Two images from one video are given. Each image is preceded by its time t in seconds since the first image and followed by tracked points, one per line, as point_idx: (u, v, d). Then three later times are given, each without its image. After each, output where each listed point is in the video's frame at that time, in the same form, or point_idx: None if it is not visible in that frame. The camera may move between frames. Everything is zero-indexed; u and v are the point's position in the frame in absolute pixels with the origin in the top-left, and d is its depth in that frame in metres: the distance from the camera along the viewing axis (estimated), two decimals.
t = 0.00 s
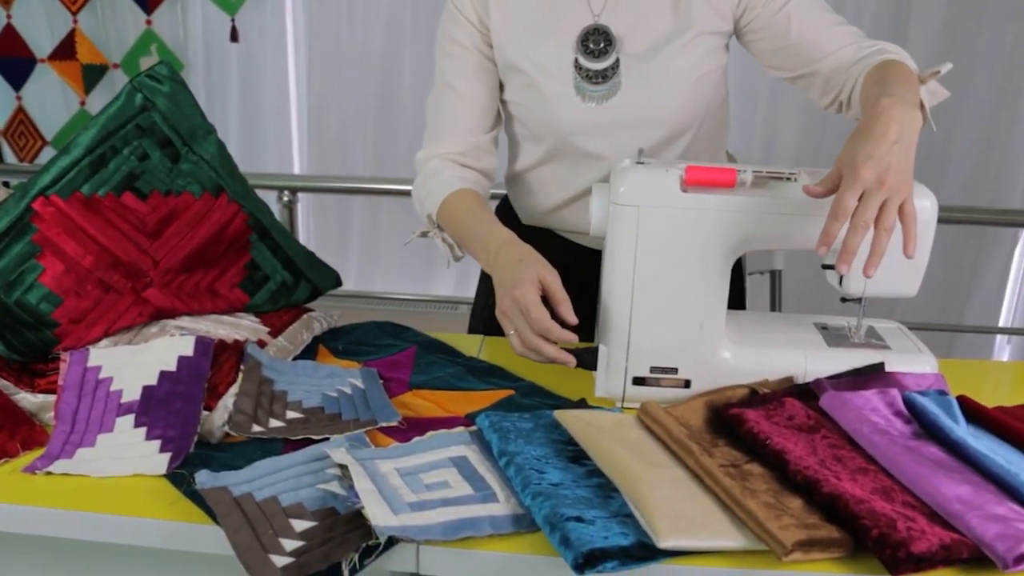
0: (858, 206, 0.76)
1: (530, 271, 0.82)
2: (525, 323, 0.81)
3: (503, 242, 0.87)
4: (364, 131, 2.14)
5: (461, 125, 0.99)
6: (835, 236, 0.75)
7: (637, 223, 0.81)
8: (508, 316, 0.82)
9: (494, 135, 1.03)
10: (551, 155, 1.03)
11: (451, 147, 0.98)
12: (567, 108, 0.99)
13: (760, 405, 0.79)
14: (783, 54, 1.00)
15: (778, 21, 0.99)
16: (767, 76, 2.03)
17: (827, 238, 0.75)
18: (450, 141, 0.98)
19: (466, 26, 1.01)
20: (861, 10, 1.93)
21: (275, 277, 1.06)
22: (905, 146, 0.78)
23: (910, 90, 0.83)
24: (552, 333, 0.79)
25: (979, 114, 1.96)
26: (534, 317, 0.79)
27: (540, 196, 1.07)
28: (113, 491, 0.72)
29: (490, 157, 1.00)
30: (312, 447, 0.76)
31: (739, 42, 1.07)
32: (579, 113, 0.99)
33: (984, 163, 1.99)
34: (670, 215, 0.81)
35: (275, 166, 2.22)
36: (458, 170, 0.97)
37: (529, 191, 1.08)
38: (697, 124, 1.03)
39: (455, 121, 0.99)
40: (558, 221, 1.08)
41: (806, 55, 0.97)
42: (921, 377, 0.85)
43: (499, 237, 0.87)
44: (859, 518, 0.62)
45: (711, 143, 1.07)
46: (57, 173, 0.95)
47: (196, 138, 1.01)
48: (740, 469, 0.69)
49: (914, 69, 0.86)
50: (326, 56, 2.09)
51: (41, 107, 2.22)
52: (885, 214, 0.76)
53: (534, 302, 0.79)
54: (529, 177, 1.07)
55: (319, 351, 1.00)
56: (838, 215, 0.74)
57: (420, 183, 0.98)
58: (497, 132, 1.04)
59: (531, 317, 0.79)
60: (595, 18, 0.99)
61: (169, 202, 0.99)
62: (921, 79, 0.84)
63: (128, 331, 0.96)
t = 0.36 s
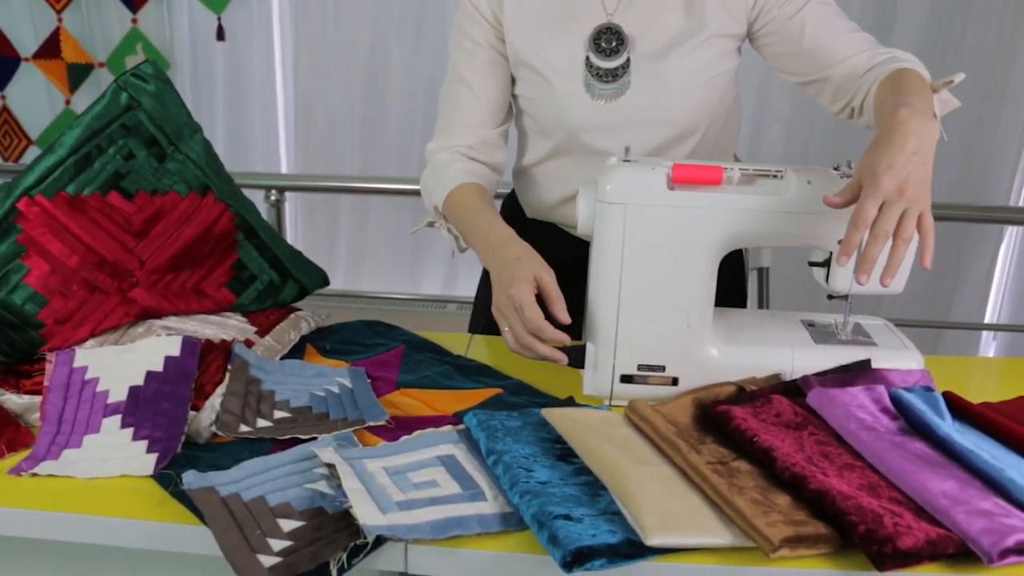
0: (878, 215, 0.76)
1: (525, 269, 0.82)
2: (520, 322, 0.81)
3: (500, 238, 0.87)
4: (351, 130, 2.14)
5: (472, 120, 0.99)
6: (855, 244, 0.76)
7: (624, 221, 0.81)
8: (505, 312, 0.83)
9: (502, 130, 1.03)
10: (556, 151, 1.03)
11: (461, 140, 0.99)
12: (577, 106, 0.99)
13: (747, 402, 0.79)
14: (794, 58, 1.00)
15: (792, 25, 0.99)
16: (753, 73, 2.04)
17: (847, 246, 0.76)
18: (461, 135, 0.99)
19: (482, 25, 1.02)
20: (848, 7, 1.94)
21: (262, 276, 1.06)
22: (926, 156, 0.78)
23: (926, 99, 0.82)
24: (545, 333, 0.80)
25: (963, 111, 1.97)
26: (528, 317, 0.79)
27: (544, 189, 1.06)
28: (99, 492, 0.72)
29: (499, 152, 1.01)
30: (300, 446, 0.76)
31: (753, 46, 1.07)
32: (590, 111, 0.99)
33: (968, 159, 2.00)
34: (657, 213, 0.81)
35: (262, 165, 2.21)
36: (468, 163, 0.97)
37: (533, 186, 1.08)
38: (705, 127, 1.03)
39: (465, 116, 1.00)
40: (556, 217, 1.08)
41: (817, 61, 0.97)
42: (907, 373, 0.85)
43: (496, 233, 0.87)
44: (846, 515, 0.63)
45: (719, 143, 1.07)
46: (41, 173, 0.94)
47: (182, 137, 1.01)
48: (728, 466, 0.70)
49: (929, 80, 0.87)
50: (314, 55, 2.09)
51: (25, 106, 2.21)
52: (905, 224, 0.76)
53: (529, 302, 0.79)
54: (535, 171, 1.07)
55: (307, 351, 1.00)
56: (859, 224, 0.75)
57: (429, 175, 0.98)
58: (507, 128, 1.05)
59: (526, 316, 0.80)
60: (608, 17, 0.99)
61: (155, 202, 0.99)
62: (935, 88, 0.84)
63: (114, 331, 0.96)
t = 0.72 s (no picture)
0: (854, 218, 0.76)
1: (515, 260, 0.82)
2: (507, 311, 0.82)
3: (492, 227, 0.87)
4: (343, 130, 2.13)
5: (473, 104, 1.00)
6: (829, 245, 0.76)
7: (616, 219, 0.81)
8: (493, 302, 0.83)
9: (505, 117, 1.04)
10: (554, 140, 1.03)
11: (463, 123, 0.99)
12: (581, 97, 0.99)
13: (740, 401, 0.79)
14: (803, 68, 1.01)
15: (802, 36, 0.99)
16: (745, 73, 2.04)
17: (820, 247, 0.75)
18: (463, 118, 0.99)
19: (492, 10, 1.02)
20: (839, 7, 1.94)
21: (253, 276, 1.06)
22: (909, 163, 0.79)
23: (922, 109, 0.83)
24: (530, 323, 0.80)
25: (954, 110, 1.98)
26: (515, 308, 0.79)
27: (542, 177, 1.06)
28: (91, 493, 0.72)
29: (501, 139, 1.01)
30: (292, 446, 0.76)
31: (763, 51, 1.07)
32: (595, 105, 0.99)
33: (959, 159, 2.01)
34: (649, 212, 0.81)
35: (253, 166, 2.21)
36: (467, 147, 0.98)
37: (531, 174, 1.08)
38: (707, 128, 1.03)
39: (468, 101, 1.00)
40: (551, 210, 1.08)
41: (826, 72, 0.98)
42: (898, 372, 0.85)
43: (488, 222, 0.87)
44: (838, 513, 0.63)
45: (720, 142, 1.08)
46: (31, 173, 0.94)
47: (173, 137, 1.01)
48: (720, 465, 0.70)
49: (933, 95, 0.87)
50: (305, 56, 2.08)
51: (15, 106, 2.20)
52: (880, 228, 0.77)
53: (517, 292, 0.80)
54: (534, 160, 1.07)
55: (299, 351, 1.00)
56: (834, 226, 0.75)
57: (428, 155, 0.99)
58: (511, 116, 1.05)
59: (513, 307, 0.80)
60: (619, 11, 0.99)
61: (146, 202, 0.98)
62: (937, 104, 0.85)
63: (105, 332, 0.95)
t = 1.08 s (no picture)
0: (838, 202, 0.77)
1: (510, 261, 0.82)
2: (505, 314, 0.81)
3: (485, 228, 0.87)
4: (332, 130, 2.13)
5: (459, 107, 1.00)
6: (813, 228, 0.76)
7: (606, 217, 0.82)
8: (491, 306, 0.83)
9: (494, 118, 1.03)
10: (545, 139, 1.03)
11: (450, 126, 0.99)
12: (573, 95, 0.99)
13: (730, 399, 0.79)
14: (788, 63, 1.02)
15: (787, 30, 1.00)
16: (735, 72, 2.05)
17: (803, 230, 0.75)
18: (449, 120, 0.99)
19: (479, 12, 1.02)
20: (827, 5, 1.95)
21: (244, 277, 1.05)
22: (892, 147, 0.79)
23: (911, 99, 0.84)
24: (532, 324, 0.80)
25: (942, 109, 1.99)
26: (514, 310, 0.79)
27: (532, 177, 1.06)
28: (80, 496, 0.72)
29: (487, 140, 1.01)
30: (282, 447, 0.76)
31: (750, 47, 1.08)
32: (585, 103, 0.99)
33: (947, 157, 2.02)
34: (640, 210, 0.81)
35: (243, 165, 2.21)
36: (455, 149, 0.97)
37: (520, 175, 1.08)
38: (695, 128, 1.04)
39: (455, 102, 1.00)
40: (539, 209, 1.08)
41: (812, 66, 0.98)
42: (887, 370, 0.86)
43: (480, 223, 0.87)
44: (827, 511, 0.63)
45: (708, 140, 1.08)
46: (18, 174, 0.93)
47: (162, 138, 1.01)
48: (710, 464, 0.70)
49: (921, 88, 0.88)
50: (295, 56, 2.08)
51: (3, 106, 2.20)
52: (864, 212, 0.77)
53: (515, 294, 0.80)
54: (522, 160, 1.07)
55: (289, 352, 1.00)
56: (817, 208, 0.76)
57: (416, 158, 0.99)
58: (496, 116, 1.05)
59: (512, 309, 0.80)
60: (607, 8, 0.99)
61: (135, 202, 0.98)
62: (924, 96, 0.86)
63: (95, 334, 0.95)
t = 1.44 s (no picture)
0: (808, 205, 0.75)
1: (484, 245, 0.82)
2: (484, 298, 0.81)
3: (456, 216, 0.87)
4: (319, 131, 2.13)
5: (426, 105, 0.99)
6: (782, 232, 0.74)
7: (592, 218, 0.82)
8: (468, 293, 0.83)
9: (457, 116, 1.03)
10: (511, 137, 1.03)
11: (416, 126, 0.98)
12: (535, 91, 0.99)
13: (717, 398, 0.80)
14: (749, 53, 1.02)
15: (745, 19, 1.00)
16: (722, 72, 2.06)
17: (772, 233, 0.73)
18: (415, 121, 0.99)
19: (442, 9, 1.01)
20: (814, 4, 1.95)
21: (231, 279, 1.05)
22: (863, 150, 0.78)
23: (876, 97, 0.83)
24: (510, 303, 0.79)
25: (926, 108, 2.00)
26: (490, 291, 0.79)
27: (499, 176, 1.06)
28: (68, 501, 0.71)
29: (454, 138, 1.01)
30: (270, 449, 0.76)
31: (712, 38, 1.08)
32: (548, 97, 0.99)
33: (934, 157, 2.03)
34: (625, 210, 0.82)
35: (231, 167, 2.20)
36: (422, 147, 0.98)
37: (488, 175, 1.07)
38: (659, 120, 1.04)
39: (420, 102, 1.00)
40: (512, 207, 1.08)
41: (772, 54, 0.99)
42: (874, 368, 0.86)
43: (451, 212, 0.88)
44: (815, 509, 0.63)
45: (671, 138, 1.09)
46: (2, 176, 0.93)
47: (148, 139, 1.00)
48: (697, 463, 0.70)
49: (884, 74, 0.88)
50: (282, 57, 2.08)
51: None
52: (834, 214, 0.76)
53: (491, 275, 0.79)
54: (488, 159, 1.07)
55: (277, 353, 1.00)
56: (787, 212, 0.74)
57: (383, 160, 0.98)
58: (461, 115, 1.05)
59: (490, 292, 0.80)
60: (569, 3, 0.99)
61: (121, 204, 0.98)
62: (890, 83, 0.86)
63: (80, 337, 0.94)
